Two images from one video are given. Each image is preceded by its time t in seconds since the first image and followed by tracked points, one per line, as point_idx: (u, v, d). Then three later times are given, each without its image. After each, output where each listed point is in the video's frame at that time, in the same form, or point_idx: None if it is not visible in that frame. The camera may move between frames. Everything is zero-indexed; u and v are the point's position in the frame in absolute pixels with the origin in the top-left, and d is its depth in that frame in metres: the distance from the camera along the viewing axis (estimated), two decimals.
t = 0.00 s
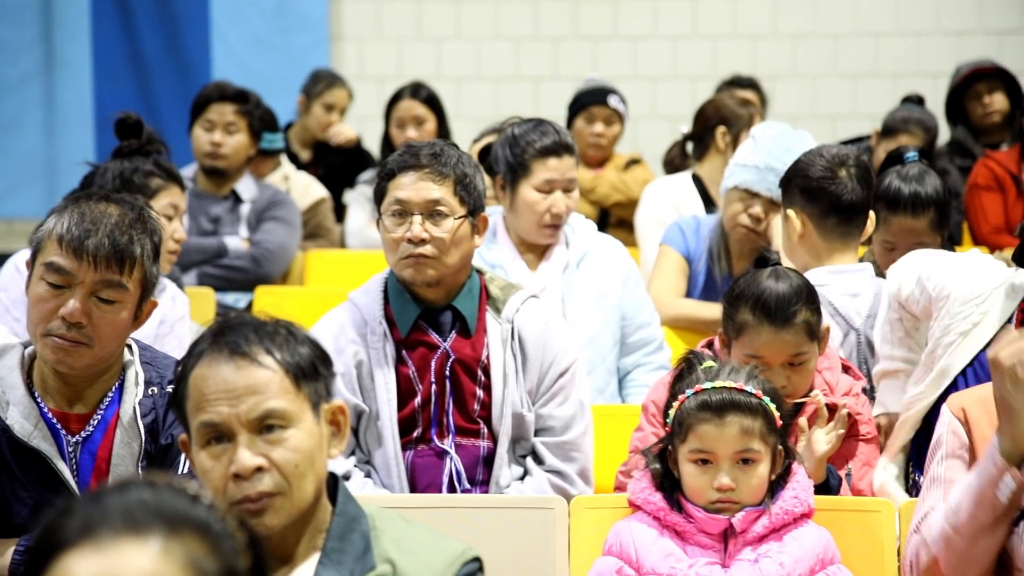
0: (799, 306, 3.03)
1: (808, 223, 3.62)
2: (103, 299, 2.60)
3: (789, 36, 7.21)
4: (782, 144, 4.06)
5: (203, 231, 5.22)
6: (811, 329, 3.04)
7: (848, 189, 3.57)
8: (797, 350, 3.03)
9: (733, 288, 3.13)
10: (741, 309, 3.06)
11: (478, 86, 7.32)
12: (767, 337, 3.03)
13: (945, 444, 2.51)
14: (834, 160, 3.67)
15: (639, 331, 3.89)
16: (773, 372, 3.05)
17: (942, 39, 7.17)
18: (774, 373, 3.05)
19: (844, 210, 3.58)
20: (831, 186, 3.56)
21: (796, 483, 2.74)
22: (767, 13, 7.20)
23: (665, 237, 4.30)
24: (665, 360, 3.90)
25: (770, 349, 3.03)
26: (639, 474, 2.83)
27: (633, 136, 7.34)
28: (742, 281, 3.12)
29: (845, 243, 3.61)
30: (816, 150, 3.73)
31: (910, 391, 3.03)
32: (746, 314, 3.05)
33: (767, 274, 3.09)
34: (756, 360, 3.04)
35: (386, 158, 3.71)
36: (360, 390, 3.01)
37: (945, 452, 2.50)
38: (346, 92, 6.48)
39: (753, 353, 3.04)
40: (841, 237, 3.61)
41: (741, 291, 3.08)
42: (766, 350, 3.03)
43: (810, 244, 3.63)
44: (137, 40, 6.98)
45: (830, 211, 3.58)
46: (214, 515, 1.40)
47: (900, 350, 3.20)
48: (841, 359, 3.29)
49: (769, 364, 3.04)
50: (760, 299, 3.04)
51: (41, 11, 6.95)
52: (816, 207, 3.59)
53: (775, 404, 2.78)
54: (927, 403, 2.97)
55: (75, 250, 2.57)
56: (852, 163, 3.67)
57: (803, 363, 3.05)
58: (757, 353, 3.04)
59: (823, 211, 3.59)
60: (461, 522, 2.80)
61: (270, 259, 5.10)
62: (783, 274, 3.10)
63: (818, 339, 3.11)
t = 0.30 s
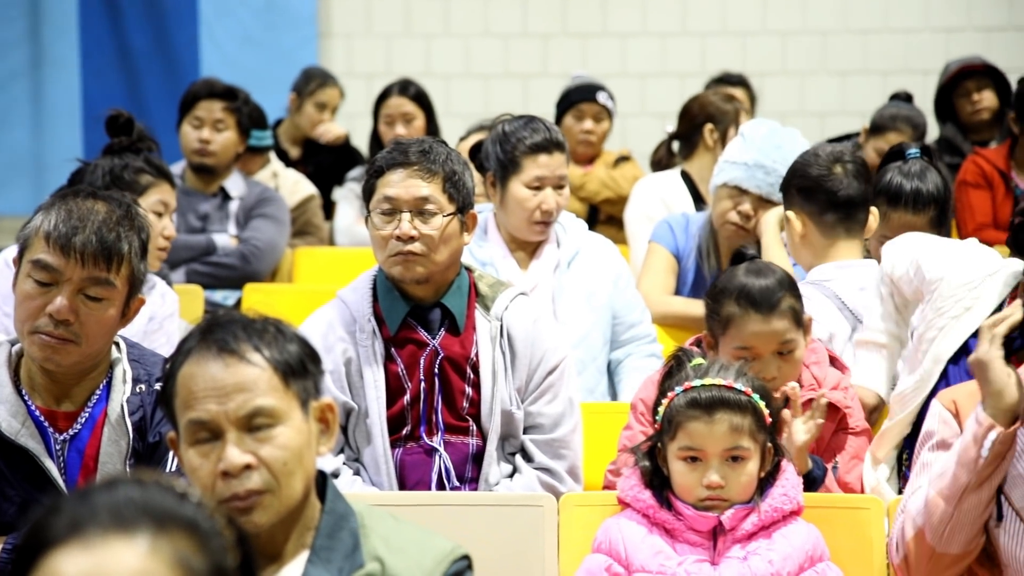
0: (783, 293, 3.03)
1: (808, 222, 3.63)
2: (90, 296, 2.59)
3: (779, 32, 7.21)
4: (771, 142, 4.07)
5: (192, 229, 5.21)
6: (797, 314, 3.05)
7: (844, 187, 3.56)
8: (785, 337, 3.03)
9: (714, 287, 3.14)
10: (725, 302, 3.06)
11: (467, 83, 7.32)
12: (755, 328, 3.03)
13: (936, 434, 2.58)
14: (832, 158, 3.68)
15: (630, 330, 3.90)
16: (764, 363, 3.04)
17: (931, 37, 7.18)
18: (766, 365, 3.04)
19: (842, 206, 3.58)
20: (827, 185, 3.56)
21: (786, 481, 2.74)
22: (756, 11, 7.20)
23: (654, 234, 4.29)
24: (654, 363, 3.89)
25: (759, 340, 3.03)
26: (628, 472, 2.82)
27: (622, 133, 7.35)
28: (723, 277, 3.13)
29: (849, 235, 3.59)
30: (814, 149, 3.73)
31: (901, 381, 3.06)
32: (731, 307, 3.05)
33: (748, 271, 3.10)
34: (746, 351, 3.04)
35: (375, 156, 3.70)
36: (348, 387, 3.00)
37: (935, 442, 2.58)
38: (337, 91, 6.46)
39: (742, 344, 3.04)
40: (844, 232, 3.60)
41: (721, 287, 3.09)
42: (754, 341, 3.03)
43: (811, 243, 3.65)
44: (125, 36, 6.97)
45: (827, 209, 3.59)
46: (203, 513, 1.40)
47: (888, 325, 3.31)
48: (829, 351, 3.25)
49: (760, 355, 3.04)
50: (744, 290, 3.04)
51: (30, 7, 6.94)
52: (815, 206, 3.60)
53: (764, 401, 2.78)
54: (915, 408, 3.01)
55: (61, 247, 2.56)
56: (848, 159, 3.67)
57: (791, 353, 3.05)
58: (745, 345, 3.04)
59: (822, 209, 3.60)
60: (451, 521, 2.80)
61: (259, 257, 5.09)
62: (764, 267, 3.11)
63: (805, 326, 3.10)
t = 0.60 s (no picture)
0: (745, 282, 3.05)
1: (751, 223, 3.70)
2: (79, 295, 2.59)
3: (769, 31, 7.21)
4: (758, 139, 4.13)
5: (181, 227, 5.20)
6: (761, 300, 3.06)
7: (784, 185, 3.63)
8: (753, 324, 3.03)
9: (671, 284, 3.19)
10: (687, 297, 3.07)
11: (457, 81, 7.32)
12: (719, 319, 3.03)
13: (921, 440, 2.50)
14: (778, 157, 3.77)
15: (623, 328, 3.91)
16: (735, 353, 3.05)
17: (921, 34, 7.19)
18: (736, 355, 3.05)
19: (783, 205, 3.64)
20: (767, 182, 3.63)
21: (775, 478, 2.74)
22: (745, 10, 7.21)
23: (644, 233, 4.29)
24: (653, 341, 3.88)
25: (727, 331, 3.03)
26: (618, 470, 2.83)
27: (611, 131, 7.35)
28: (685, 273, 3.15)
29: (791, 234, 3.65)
30: (759, 150, 3.82)
31: (887, 370, 3.08)
32: (694, 302, 3.07)
33: (712, 261, 3.12)
34: (715, 343, 3.05)
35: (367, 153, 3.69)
36: (338, 385, 3.00)
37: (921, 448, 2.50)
38: (328, 90, 6.47)
39: (711, 336, 3.05)
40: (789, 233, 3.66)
41: (684, 284, 3.10)
42: (723, 332, 3.04)
43: (754, 244, 3.70)
44: (114, 33, 6.95)
45: (767, 207, 3.65)
46: (191, 511, 1.39)
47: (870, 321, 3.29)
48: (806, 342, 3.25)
49: (729, 345, 3.05)
50: (704, 283, 3.05)
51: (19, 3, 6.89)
52: (754, 206, 3.67)
53: (754, 399, 2.78)
54: (899, 396, 3.04)
55: (50, 246, 2.56)
56: (793, 159, 3.75)
57: (760, 340, 3.04)
58: (714, 336, 3.04)
59: (762, 209, 3.67)
60: (440, 519, 2.79)
61: (248, 255, 5.09)
62: (727, 260, 3.11)
63: (771, 313, 3.11)
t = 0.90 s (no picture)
0: (727, 276, 3.06)
1: (739, 218, 3.71)
2: (66, 294, 2.60)
3: (755, 30, 7.22)
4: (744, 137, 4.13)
5: (168, 225, 5.21)
6: (742, 293, 3.06)
7: (768, 178, 3.64)
8: (733, 317, 3.04)
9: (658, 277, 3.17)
10: (671, 288, 3.08)
11: (443, 80, 7.32)
12: (702, 309, 3.04)
13: (904, 439, 2.58)
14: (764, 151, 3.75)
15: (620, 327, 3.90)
16: (714, 344, 3.06)
17: (906, 33, 7.19)
18: (716, 346, 3.06)
19: (769, 198, 3.65)
20: (752, 176, 3.64)
21: (760, 476, 2.75)
22: (730, 10, 7.23)
23: (630, 231, 4.32)
24: (650, 326, 3.88)
25: (708, 321, 3.04)
26: (604, 467, 2.84)
27: (597, 130, 7.35)
28: (668, 266, 3.15)
29: (778, 227, 3.66)
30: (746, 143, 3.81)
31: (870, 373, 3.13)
32: (677, 292, 3.08)
33: (694, 257, 3.13)
34: (697, 334, 3.06)
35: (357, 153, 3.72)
36: (325, 383, 3.01)
37: (904, 447, 2.57)
38: (316, 90, 6.47)
39: (692, 327, 3.06)
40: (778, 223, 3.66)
41: (667, 275, 3.11)
42: (704, 323, 3.05)
43: (743, 237, 3.72)
44: (101, 34, 7.00)
45: (754, 201, 3.66)
46: (177, 509, 1.35)
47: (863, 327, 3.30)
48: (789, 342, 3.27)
49: (710, 336, 3.06)
50: (687, 274, 3.07)
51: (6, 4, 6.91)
52: (740, 201, 3.69)
53: (739, 397, 2.79)
54: (882, 401, 3.06)
55: (37, 244, 2.56)
56: (779, 152, 3.74)
57: (740, 332, 3.05)
58: (695, 327, 3.05)
59: (749, 203, 3.68)
60: (427, 519, 2.81)
61: (235, 253, 5.09)
62: (709, 254, 3.14)
63: (751, 304, 3.13)
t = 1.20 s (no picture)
0: (726, 279, 3.07)
1: (714, 219, 3.78)
2: (51, 292, 2.60)
3: (737, 29, 7.24)
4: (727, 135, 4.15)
5: (152, 224, 5.22)
6: (740, 298, 3.08)
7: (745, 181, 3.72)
8: (730, 322, 3.05)
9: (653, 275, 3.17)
10: (669, 288, 3.08)
11: (427, 80, 7.32)
12: (699, 312, 3.05)
13: (887, 441, 2.51)
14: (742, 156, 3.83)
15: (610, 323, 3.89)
16: (709, 348, 3.06)
17: (888, 33, 7.21)
18: (710, 350, 3.06)
19: (745, 200, 3.72)
20: (729, 178, 3.71)
21: (743, 473, 2.76)
22: (713, 9, 7.25)
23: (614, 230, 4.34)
24: (639, 321, 3.86)
25: (703, 325, 3.05)
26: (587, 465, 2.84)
27: (582, 129, 7.35)
28: (664, 264, 3.16)
29: (753, 226, 3.71)
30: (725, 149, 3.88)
31: (852, 370, 3.13)
32: (674, 293, 3.07)
33: (690, 258, 3.13)
34: (691, 336, 3.06)
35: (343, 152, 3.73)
36: (310, 381, 3.02)
37: (887, 450, 2.50)
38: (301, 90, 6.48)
39: (687, 330, 3.06)
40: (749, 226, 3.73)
41: (664, 274, 3.11)
42: (699, 326, 3.05)
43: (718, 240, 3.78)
44: (86, 34, 7.03)
45: (730, 202, 3.74)
46: (162, 505, 1.31)
47: (843, 333, 3.29)
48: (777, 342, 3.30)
49: (704, 339, 3.06)
50: (687, 275, 3.07)
51: None
52: (716, 202, 3.76)
53: (722, 394, 2.80)
54: (864, 403, 3.06)
55: (22, 243, 2.56)
56: (756, 157, 3.83)
57: (735, 337, 3.06)
58: (690, 330, 3.06)
59: (723, 204, 3.76)
60: (412, 517, 2.82)
61: (219, 252, 5.09)
62: (707, 254, 3.15)
63: (746, 310, 3.14)
